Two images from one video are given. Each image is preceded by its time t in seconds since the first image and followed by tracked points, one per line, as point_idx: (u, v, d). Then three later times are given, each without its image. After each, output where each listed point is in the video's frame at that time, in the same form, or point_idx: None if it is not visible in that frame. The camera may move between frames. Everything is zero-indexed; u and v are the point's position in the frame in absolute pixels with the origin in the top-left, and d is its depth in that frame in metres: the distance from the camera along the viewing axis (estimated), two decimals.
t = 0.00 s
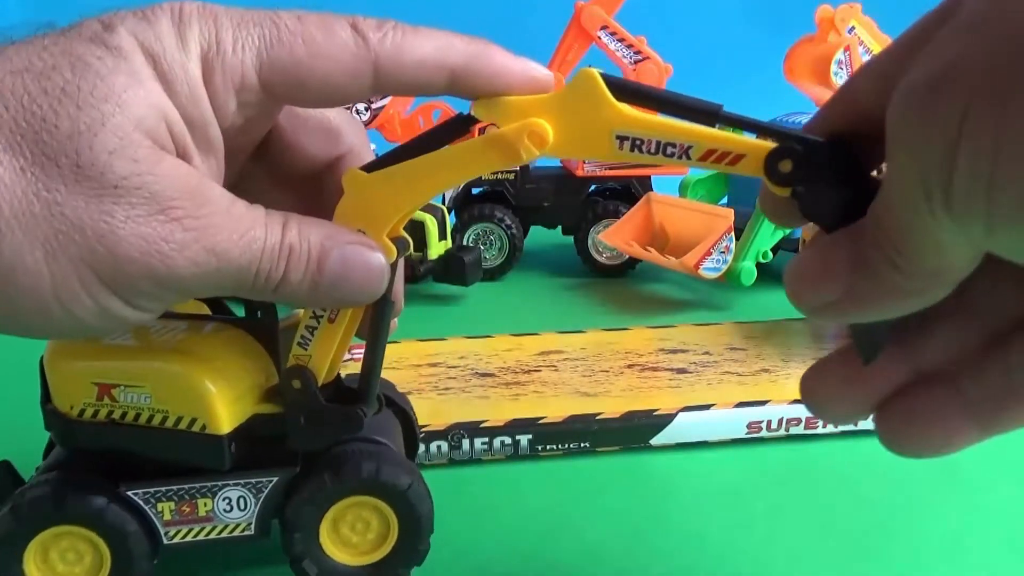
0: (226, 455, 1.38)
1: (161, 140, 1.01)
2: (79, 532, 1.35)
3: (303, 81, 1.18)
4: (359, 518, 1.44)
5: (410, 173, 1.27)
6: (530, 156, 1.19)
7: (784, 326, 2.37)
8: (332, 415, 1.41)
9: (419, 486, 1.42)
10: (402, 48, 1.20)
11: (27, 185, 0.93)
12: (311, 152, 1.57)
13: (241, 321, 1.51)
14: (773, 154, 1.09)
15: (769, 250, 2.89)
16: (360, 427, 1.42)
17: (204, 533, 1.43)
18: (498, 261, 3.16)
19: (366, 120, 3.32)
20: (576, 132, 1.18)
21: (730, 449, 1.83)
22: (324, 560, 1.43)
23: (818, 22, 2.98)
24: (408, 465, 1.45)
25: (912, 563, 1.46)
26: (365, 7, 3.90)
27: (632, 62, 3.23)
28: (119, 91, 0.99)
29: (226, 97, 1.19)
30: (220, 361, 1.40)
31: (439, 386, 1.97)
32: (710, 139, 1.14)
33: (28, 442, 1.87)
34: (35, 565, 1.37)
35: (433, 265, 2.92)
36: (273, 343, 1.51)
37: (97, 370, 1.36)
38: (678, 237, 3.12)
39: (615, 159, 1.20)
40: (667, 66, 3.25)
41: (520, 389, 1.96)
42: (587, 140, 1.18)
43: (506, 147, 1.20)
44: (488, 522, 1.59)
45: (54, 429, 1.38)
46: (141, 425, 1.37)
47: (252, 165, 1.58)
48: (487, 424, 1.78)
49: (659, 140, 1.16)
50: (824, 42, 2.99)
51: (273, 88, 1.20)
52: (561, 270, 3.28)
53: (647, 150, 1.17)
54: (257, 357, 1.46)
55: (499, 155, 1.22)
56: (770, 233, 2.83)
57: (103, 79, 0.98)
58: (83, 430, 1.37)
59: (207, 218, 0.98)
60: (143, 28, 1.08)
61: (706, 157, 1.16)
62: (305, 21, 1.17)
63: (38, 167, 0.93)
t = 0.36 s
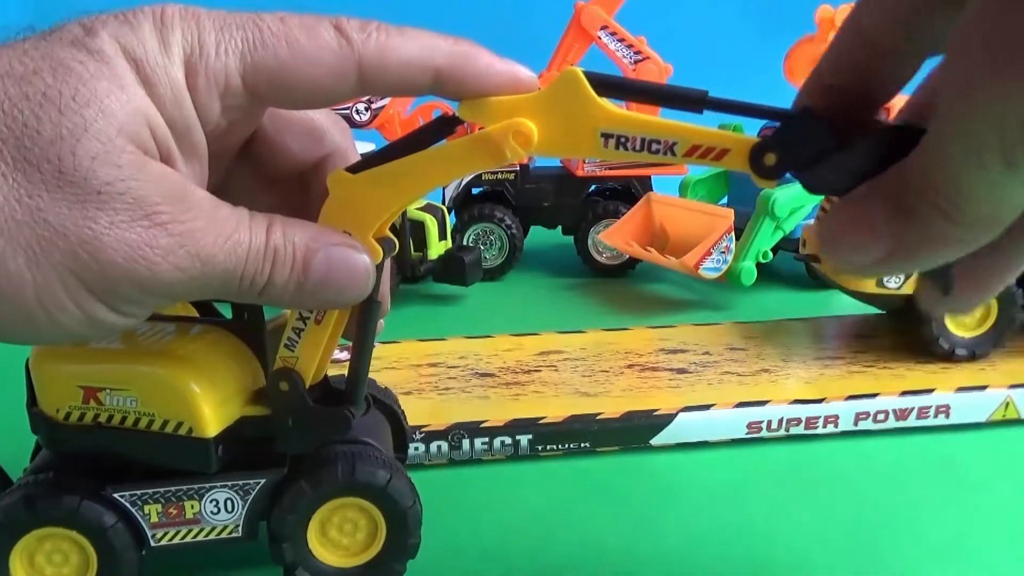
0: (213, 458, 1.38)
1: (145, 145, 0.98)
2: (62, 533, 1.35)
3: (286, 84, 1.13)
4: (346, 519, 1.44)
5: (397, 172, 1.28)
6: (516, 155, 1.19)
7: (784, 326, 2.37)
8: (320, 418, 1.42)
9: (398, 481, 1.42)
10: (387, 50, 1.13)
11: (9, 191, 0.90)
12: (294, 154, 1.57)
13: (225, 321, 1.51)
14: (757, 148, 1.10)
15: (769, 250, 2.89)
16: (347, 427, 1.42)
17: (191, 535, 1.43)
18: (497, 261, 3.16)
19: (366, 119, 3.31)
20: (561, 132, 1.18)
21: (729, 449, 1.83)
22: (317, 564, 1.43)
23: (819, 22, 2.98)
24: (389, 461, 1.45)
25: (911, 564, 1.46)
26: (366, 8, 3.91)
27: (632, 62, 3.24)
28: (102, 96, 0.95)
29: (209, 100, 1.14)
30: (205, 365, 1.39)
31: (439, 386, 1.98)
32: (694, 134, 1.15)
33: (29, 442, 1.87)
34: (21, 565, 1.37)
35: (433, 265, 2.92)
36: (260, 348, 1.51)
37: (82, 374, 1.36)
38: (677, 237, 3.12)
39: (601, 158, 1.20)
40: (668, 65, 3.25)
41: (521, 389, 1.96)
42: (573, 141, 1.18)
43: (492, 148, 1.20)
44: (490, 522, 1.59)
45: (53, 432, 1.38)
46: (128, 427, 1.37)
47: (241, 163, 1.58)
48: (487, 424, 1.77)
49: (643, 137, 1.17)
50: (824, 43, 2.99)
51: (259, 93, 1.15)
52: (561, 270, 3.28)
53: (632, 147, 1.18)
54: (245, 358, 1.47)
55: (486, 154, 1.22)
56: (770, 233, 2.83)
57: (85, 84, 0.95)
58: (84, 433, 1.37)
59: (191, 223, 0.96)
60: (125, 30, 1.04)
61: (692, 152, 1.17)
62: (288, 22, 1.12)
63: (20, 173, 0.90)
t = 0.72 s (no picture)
0: (213, 459, 1.38)
1: (147, 147, 0.98)
2: (62, 533, 1.35)
3: (290, 85, 1.12)
4: (346, 519, 1.44)
5: (400, 176, 1.28)
6: (521, 160, 1.20)
7: (784, 326, 2.37)
8: (321, 422, 1.41)
9: (400, 484, 1.42)
10: (391, 53, 1.13)
11: (11, 195, 0.90)
12: (296, 155, 1.56)
13: (228, 322, 1.51)
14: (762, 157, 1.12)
15: (769, 251, 2.89)
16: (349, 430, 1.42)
17: (192, 535, 1.43)
18: (498, 261, 3.16)
19: (366, 120, 3.31)
20: (567, 139, 1.18)
21: (730, 449, 1.83)
22: (318, 565, 1.43)
23: (818, 22, 2.99)
24: (391, 462, 1.45)
25: (913, 564, 1.46)
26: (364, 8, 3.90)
27: (631, 62, 3.24)
28: (104, 98, 0.96)
29: (212, 104, 1.13)
30: (205, 367, 1.38)
31: (439, 386, 1.98)
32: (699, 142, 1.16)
33: (29, 441, 1.87)
34: (21, 565, 1.37)
35: (433, 265, 2.91)
36: (261, 350, 1.51)
37: (83, 375, 1.36)
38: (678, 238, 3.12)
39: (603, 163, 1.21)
40: (668, 65, 3.25)
41: (520, 389, 1.96)
42: (578, 147, 1.19)
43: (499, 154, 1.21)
44: (491, 522, 1.59)
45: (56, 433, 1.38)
46: (129, 429, 1.37)
47: (243, 164, 1.58)
48: (488, 424, 1.77)
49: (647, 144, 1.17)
50: (824, 43, 2.99)
51: (262, 94, 1.14)
52: (561, 270, 3.28)
53: (637, 154, 1.19)
54: (245, 359, 1.47)
55: (491, 160, 1.23)
56: (769, 233, 2.83)
57: (87, 87, 0.95)
58: (87, 435, 1.37)
59: (192, 227, 0.96)
60: (127, 32, 1.04)
61: (696, 160, 1.18)
62: (291, 25, 1.11)
63: (21, 176, 0.90)
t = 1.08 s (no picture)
0: (206, 462, 1.38)
1: (150, 147, 0.99)
2: (57, 533, 1.35)
3: (295, 89, 1.13)
4: (340, 519, 1.44)
5: (403, 180, 1.29)
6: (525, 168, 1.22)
7: (784, 326, 2.37)
8: (317, 424, 1.41)
9: (390, 480, 1.42)
10: (397, 58, 1.13)
11: (14, 193, 0.89)
12: (298, 158, 1.56)
13: (224, 322, 1.50)
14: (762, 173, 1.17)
15: (769, 251, 2.89)
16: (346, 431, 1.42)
17: (187, 536, 1.43)
18: (497, 261, 3.16)
19: (366, 119, 3.31)
20: (571, 148, 1.21)
21: (728, 448, 1.83)
22: (313, 565, 1.44)
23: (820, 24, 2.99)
24: (384, 461, 1.45)
25: (909, 564, 1.46)
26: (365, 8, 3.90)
27: (632, 62, 3.24)
28: (110, 98, 0.96)
29: (217, 103, 1.15)
30: (201, 368, 1.38)
31: (439, 386, 1.98)
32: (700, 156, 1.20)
33: (31, 440, 1.87)
34: (15, 564, 1.37)
35: (433, 265, 2.93)
36: (255, 352, 1.49)
37: (78, 376, 1.36)
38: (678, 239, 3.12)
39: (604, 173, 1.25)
40: (669, 65, 3.25)
41: (520, 390, 1.96)
42: (583, 157, 1.22)
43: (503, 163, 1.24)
44: (490, 522, 1.59)
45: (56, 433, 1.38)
46: (123, 429, 1.37)
47: (244, 166, 1.58)
48: (488, 423, 1.78)
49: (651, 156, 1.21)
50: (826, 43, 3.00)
51: (267, 98, 1.15)
52: (561, 270, 3.28)
53: (640, 166, 1.22)
54: (241, 362, 1.46)
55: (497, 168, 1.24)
56: (769, 232, 2.84)
57: (94, 86, 0.95)
58: (87, 435, 1.38)
59: (195, 228, 0.96)
60: (134, 32, 1.04)
61: (697, 174, 1.21)
62: (299, 29, 1.11)
63: (24, 175, 0.90)
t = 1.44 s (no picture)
0: (204, 462, 1.38)
1: (148, 148, 0.99)
2: (54, 534, 1.35)
3: (292, 88, 1.13)
4: (339, 519, 1.44)
5: (400, 178, 1.28)
6: (523, 165, 1.22)
7: (783, 326, 2.37)
8: (316, 422, 1.42)
9: (388, 480, 1.42)
10: (392, 57, 1.14)
11: (11, 193, 0.90)
12: (295, 157, 1.56)
13: (222, 323, 1.50)
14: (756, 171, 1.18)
15: (769, 251, 2.89)
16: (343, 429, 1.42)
17: (185, 536, 1.43)
18: (497, 261, 3.16)
19: (366, 120, 3.30)
20: (567, 144, 1.21)
21: (728, 448, 1.83)
22: (312, 565, 1.43)
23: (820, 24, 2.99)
24: (382, 462, 1.45)
25: (907, 564, 1.46)
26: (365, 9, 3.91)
27: (631, 62, 3.24)
28: (107, 98, 0.95)
29: (215, 104, 1.15)
30: (198, 369, 1.38)
31: (439, 386, 1.98)
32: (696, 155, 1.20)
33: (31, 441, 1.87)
34: (13, 564, 1.37)
35: (433, 265, 2.93)
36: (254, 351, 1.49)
37: (75, 376, 1.36)
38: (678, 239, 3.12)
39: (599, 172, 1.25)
40: (668, 65, 3.25)
41: (520, 390, 1.96)
42: (580, 154, 1.21)
43: (498, 159, 1.23)
44: (490, 522, 1.59)
45: (55, 434, 1.38)
46: (120, 430, 1.37)
47: (241, 167, 1.58)
48: (488, 423, 1.78)
49: (647, 154, 1.21)
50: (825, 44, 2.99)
51: (265, 98, 1.15)
52: (561, 270, 3.28)
53: (636, 164, 1.22)
54: (237, 363, 1.45)
55: (493, 164, 1.24)
56: (770, 233, 2.85)
57: (90, 87, 0.95)
58: (85, 436, 1.37)
59: (191, 228, 0.96)
60: (132, 33, 1.03)
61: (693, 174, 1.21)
62: (295, 28, 1.12)
63: (21, 175, 0.90)
